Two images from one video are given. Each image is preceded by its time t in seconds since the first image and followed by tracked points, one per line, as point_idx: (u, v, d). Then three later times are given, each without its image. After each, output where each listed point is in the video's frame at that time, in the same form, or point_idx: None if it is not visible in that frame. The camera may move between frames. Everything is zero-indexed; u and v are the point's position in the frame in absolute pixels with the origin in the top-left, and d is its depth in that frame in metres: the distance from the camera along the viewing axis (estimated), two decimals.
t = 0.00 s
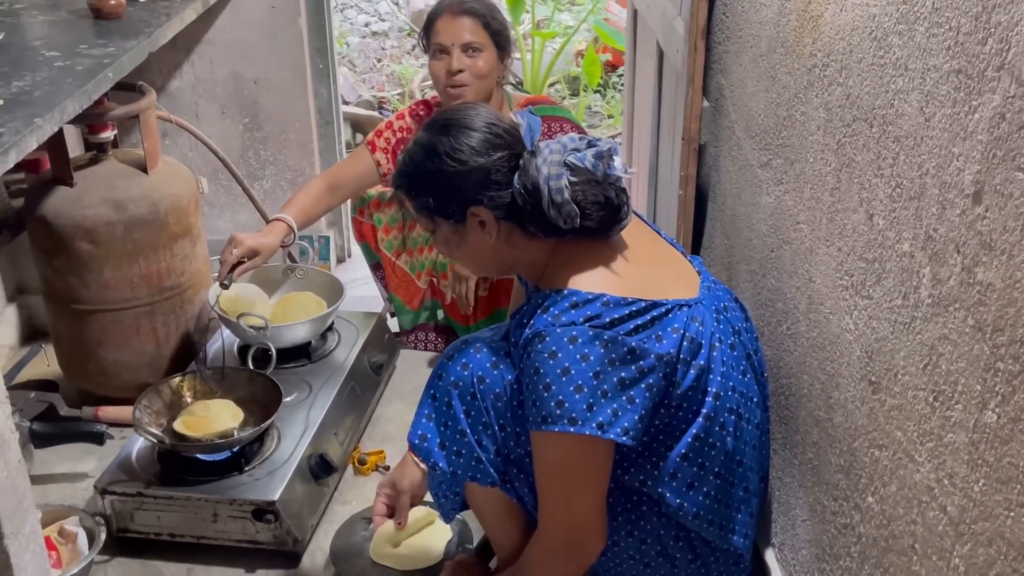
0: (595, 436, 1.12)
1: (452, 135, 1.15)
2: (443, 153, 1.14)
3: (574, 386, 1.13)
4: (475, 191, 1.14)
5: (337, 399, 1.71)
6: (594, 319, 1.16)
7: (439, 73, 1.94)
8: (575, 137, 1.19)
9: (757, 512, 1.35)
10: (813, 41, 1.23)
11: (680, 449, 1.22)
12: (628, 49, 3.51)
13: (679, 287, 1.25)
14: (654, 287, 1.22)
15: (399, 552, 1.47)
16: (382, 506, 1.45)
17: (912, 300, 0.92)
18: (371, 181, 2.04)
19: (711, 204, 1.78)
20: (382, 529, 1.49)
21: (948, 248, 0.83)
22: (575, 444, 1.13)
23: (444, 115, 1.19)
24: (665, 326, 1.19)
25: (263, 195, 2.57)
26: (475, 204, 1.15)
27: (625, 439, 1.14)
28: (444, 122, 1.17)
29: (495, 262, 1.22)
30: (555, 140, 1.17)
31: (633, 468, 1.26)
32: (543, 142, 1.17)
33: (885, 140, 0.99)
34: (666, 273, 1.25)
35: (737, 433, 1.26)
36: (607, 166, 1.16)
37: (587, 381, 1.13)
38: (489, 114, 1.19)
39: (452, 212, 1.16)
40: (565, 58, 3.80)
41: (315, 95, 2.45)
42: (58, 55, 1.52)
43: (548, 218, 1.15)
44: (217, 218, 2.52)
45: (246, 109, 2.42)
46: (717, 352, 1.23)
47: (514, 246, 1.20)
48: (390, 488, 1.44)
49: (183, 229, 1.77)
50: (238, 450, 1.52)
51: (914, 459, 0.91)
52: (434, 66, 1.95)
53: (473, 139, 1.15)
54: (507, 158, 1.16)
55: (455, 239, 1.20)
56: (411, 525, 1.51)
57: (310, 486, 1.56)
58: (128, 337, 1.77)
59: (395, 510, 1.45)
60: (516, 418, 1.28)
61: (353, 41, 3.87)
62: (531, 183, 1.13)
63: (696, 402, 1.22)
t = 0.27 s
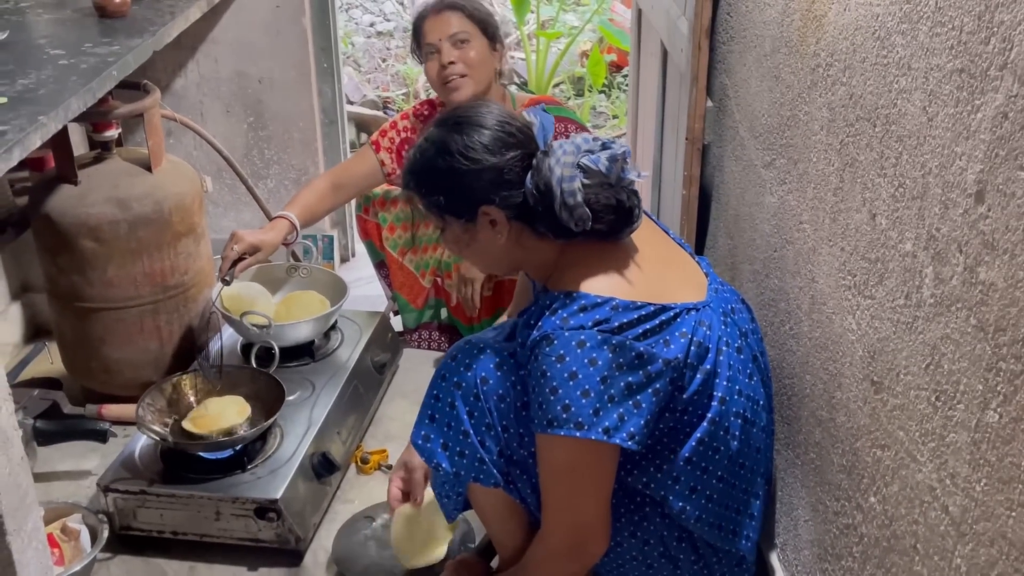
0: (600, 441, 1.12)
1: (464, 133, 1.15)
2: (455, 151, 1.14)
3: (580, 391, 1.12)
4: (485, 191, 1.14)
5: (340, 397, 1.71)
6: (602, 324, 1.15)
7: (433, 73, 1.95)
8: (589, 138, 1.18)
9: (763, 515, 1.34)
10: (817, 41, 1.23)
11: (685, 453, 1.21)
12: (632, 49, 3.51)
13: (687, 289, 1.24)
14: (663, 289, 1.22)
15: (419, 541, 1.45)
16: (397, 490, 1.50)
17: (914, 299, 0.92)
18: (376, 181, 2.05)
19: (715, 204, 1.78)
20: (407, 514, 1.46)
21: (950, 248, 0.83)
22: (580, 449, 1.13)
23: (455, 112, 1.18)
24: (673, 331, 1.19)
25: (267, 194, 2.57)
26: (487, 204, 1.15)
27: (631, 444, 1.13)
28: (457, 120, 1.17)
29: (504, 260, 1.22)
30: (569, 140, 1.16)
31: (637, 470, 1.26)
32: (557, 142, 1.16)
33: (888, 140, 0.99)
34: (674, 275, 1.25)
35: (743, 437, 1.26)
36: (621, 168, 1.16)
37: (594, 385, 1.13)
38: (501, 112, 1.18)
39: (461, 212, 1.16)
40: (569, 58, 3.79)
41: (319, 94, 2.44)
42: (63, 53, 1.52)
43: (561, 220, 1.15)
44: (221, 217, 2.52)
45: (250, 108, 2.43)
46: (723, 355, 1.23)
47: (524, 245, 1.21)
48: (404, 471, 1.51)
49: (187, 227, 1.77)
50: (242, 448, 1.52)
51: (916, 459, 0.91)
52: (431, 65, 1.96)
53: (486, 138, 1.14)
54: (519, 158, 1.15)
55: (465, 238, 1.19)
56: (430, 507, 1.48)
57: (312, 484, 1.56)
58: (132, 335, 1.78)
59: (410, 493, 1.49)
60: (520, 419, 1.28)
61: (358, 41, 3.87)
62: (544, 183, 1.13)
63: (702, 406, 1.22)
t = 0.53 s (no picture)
0: (609, 449, 1.12)
1: (479, 130, 1.14)
2: (469, 148, 1.13)
3: (590, 399, 1.11)
4: (493, 189, 1.13)
5: (342, 396, 1.71)
6: (612, 331, 1.15)
7: (440, 71, 1.94)
8: (606, 140, 1.16)
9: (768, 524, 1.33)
10: (822, 40, 1.22)
11: (692, 461, 1.21)
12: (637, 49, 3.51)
13: (696, 294, 1.24)
14: (674, 295, 1.22)
15: (394, 480, 1.49)
16: (372, 431, 1.43)
17: (919, 300, 0.92)
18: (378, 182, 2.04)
19: (719, 205, 1.78)
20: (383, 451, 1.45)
21: (955, 248, 0.83)
22: (587, 457, 1.13)
23: (471, 109, 1.18)
24: (683, 338, 1.18)
25: (270, 194, 2.57)
26: (498, 203, 1.14)
27: (638, 452, 1.13)
28: (472, 117, 1.16)
29: (513, 261, 1.22)
30: (586, 141, 1.15)
31: (641, 476, 1.25)
32: (573, 143, 1.15)
33: (893, 139, 0.98)
34: (684, 280, 1.25)
35: (749, 444, 1.26)
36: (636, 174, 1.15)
37: (603, 394, 1.12)
38: (517, 111, 1.18)
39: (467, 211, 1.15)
40: (574, 58, 3.79)
41: (324, 92, 2.44)
42: (66, 51, 1.52)
43: (572, 224, 1.14)
44: (225, 216, 2.52)
45: (254, 107, 2.42)
46: (732, 362, 1.23)
47: (535, 246, 1.20)
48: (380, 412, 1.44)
49: (190, 226, 1.77)
50: (243, 448, 1.52)
51: (921, 461, 0.91)
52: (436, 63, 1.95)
53: (501, 136, 1.14)
54: (533, 158, 1.15)
55: (475, 236, 1.19)
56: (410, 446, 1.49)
57: (313, 484, 1.56)
58: (134, 334, 1.77)
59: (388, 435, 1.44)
60: (524, 424, 1.27)
61: (362, 40, 3.86)
62: (557, 185, 1.12)
63: (709, 414, 1.21)
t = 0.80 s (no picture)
0: (621, 453, 1.11)
1: (489, 129, 1.13)
2: (478, 147, 1.12)
3: (602, 403, 1.11)
4: (501, 187, 1.12)
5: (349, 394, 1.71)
6: (623, 334, 1.14)
7: (448, 72, 1.94)
8: (617, 143, 1.15)
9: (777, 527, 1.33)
10: (833, 38, 1.21)
11: (701, 464, 1.20)
12: (645, 48, 3.49)
13: (705, 295, 1.23)
14: (683, 297, 1.21)
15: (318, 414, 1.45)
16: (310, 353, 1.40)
17: (930, 300, 0.91)
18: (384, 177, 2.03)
19: (728, 204, 1.77)
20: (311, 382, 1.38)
21: (968, 248, 0.81)
22: (598, 460, 1.12)
23: (481, 108, 1.17)
24: (693, 340, 1.17)
25: (277, 191, 2.56)
26: (505, 204, 1.14)
27: (650, 457, 1.12)
28: (482, 116, 1.15)
29: (520, 261, 1.21)
30: (597, 143, 1.13)
31: (650, 479, 1.24)
32: (584, 145, 1.14)
33: (905, 138, 0.98)
34: (692, 281, 1.24)
35: (758, 447, 1.25)
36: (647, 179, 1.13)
37: (615, 398, 1.11)
38: (528, 112, 1.17)
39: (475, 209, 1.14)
40: (582, 57, 3.78)
41: (331, 90, 2.43)
42: (72, 47, 1.52)
43: (580, 228, 1.13)
44: (232, 213, 2.52)
45: (261, 104, 2.42)
46: (741, 364, 1.22)
47: (543, 247, 1.20)
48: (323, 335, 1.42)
49: (196, 223, 1.76)
50: (248, 446, 1.51)
51: (932, 463, 0.90)
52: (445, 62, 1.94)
53: (511, 136, 1.13)
54: (542, 160, 1.14)
55: (482, 236, 1.18)
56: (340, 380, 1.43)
57: (319, 483, 1.55)
58: (140, 332, 1.77)
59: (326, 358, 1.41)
60: (532, 428, 1.26)
61: (370, 38, 3.86)
62: (566, 188, 1.12)
63: (718, 416, 1.21)
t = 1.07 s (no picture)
0: (625, 454, 1.10)
1: (486, 130, 1.12)
2: (475, 149, 1.11)
3: (604, 404, 1.10)
4: (505, 186, 1.12)
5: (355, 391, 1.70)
6: (624, 334, 1.13)
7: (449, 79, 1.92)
8: (615, 145, 1.14)
9: (783, 520, 1.30)
10: (842, 35, 1.21)
11: (705, 462, 1.20)
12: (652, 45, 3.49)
13: (704, 292, 1.22)
14: (682, 294, 1.20)
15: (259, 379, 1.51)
16: (258, 317, 1.51)
17: (940, 299, 0.90)
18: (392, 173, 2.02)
19: (735, 201, 1.77)
20: (252, 348, 1.48)
21: (978, 246, 0.81)
22: (601, 461, 1.12)
23: (479, 109, 1.16)
24: (694, 338, 1.17)
25: (283, 188, 2.55)
26: (503, 205, 1.13)
27: (654, 457, 1.12)
28: (480, 118, 1.15)
29: (519, 262, 1.21)
30: (595, 146, 1.13)
31: (654, 478, 1.24)
32: (583, 146, 1.13)
33: (915, 135, 0.97)
34: (690, 277, 1.23)
35: (761, 443, 1.24)
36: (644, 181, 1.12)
37: (618, 399, 1.11)
38: (526, 113, 1.16)
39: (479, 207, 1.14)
40: (589, 54, 3.77)
41: (337, 87, 2.42)
42: (79, 44, 1.52)
43: (578, 231, 1.12)
44: (238, 210, 2.52)
45: (267, 101, 2.41)
46: (743, 361, 1.21)
47: (541, 249, 1.19)
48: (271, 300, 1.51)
49: (202, 220, 1.76)
50: (255, 443, 1.50)
51: (941, 462, 0.90)
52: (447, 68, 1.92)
53: (509, 137, 1.12)
54: (541, 161, 1.14)
55: (481, 237, 1.18)
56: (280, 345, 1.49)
57: (326, 479, 1.55)
58: (146, 328, 1.77)
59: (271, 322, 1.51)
60: (535, 430, 1.26)
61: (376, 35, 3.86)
62: (564, 190, 1.11)
63: (721, 414, 1.20)
